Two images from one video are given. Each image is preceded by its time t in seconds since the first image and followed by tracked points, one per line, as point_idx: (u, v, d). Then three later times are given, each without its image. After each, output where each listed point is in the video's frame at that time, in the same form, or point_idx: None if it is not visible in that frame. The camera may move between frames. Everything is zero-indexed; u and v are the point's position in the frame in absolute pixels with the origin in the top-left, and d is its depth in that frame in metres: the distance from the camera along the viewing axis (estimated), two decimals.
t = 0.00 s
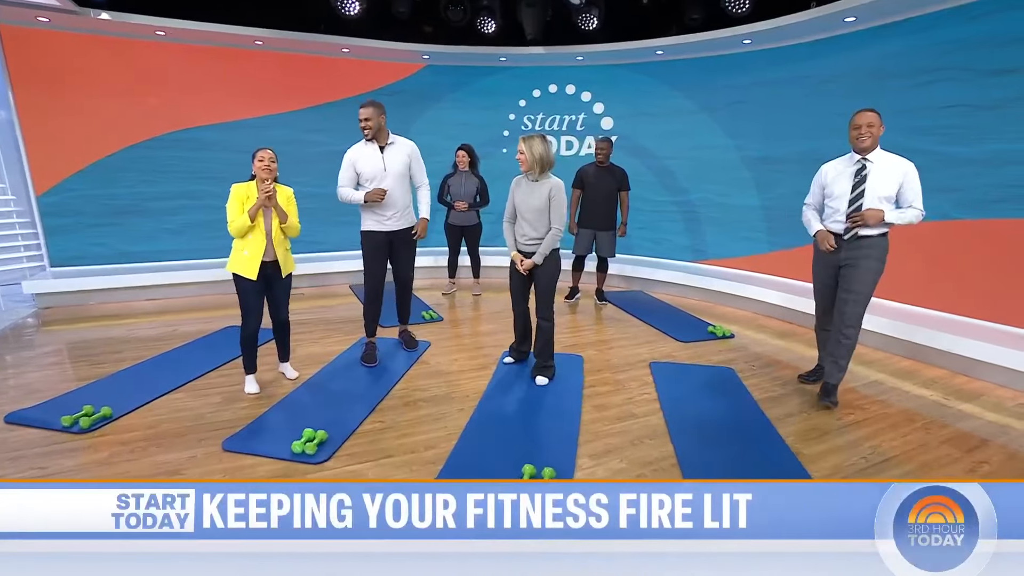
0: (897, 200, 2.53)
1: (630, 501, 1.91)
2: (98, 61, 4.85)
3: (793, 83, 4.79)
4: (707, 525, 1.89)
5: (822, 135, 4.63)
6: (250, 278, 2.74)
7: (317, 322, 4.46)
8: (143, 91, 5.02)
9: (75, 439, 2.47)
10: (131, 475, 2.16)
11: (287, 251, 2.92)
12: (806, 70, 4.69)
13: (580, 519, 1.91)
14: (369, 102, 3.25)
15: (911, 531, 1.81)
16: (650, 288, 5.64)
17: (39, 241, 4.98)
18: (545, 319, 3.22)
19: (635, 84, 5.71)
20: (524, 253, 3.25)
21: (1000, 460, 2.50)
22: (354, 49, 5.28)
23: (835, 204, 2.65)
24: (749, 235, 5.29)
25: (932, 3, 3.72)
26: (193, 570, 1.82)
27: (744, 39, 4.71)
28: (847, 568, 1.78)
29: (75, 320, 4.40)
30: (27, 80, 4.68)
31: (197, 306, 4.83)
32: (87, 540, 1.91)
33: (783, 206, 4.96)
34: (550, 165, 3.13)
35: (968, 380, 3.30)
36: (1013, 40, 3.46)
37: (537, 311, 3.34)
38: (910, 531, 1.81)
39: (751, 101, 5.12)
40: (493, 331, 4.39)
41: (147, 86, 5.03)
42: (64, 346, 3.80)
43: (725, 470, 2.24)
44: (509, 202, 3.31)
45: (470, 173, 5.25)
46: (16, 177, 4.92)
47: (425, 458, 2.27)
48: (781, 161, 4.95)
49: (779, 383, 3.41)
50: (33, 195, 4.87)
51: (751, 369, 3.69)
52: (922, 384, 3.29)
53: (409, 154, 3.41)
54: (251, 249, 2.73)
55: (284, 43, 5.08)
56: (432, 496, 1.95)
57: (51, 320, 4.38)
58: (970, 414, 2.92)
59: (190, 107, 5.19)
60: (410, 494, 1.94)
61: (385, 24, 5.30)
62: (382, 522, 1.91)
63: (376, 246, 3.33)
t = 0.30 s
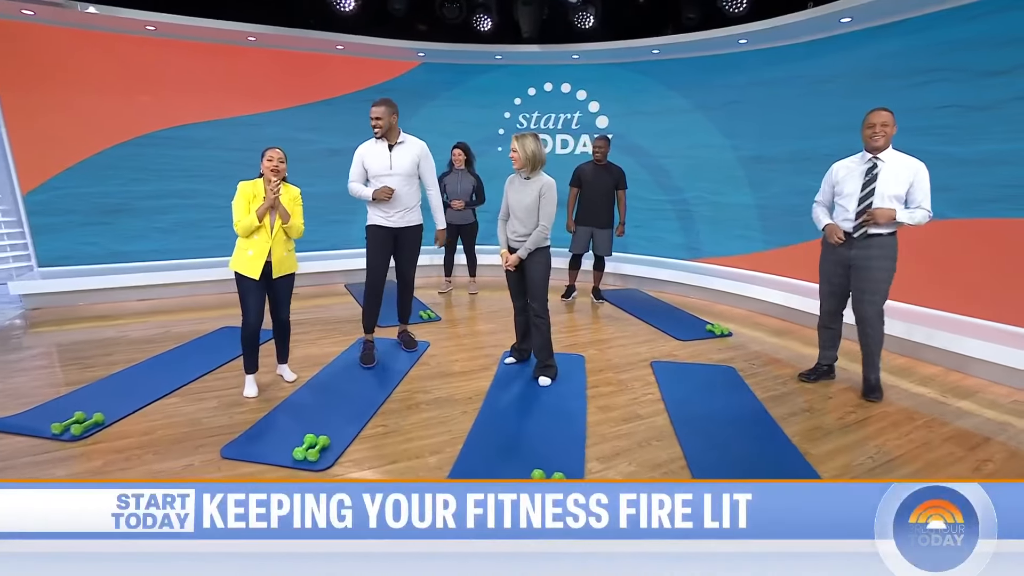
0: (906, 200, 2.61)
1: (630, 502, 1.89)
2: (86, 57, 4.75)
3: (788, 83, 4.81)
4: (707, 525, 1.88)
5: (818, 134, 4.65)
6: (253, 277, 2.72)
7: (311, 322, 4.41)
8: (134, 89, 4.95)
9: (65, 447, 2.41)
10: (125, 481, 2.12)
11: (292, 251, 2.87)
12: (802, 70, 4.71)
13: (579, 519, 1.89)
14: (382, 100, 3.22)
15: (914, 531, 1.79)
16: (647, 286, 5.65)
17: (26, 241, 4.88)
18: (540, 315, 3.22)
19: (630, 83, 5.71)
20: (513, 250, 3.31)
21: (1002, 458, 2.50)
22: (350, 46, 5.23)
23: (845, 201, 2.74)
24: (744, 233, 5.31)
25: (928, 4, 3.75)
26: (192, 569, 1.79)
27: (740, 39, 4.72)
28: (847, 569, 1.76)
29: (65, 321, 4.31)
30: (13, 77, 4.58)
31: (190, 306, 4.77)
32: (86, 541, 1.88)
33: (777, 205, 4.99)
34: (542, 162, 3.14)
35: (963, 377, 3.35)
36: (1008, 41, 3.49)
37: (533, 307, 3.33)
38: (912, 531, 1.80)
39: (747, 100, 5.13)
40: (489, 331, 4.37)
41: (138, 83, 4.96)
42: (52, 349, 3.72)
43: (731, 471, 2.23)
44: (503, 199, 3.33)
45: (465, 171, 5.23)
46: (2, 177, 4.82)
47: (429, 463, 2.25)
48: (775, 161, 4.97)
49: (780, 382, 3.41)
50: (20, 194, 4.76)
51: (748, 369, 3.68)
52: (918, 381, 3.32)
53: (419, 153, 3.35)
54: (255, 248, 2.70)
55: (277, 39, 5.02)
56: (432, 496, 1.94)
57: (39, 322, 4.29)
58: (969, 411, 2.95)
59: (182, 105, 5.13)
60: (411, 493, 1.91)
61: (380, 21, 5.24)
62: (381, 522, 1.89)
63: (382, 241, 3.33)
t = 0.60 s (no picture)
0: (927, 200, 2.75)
1: (630, 502, 1.89)
2: (76, 53, 4.63)
3: (785, 82, 4.82)
4: (706, 525, 1.87)
5: (816, 134, 4.65)
6: (253, 279, 2.68)
7: (307, 322, 4.38)
8: (126, 86, 4.84)
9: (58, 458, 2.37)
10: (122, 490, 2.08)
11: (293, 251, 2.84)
12: (800, 70, 4.71)
13: (579, 519, 1.88)
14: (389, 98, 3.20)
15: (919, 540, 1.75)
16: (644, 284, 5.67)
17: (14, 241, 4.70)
18: (541, 314, 3.20)
19: (627, 82, 5.70)
20: (513, 248, 3.29)
21: (1008, 456, 2.51)
22: (345, 43, 5.19)
23: (867, 198, 2.85)
24: (740, 232, 5.31)
25: (925, 6, 3.76)
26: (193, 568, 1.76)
27: (737, 39, 4.72)
28: (847, 569, 1.75)
29: (55, 325, 4.24)
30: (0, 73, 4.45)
31: (185, 308, 4.71)
32: (86, 541, 1.85)
33: (774, 204, 5.01)
34: (543, 162, 3.12)
35: (961, 375, 3.40)
36: (1005, 43, 3.51)
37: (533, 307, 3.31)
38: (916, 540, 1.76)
39: (743, 101, 5.14)
40: (489, 331, 4.34)
41: (131, 80, 4.86)
42: (41, 353, 3.65)
43: (735, 471, 2.23)
44: (502, 198, 3.31)
45: (462, 171, 5.21)
46: None
47: (438, 470, 2.22)
48: (772, 160, 4.99)
49: (783, 382, 3.39)
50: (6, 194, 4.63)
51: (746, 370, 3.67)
52: (917, 380, 3.35)
53: (425, 154, 3.31)
54: (255, 249, 2.67)
55: (273, 36, 4.96)
56: (432, 496, 1.92)
57: (26, 325, 4.20)
58: (970, 409, 2.97)
59: (176, 103, 5.04)
60: (410, 494, 1.90)
61: (378, 17, 5.18)
62: (381, 522, 1.88)
63: (381, 240, 3.31)
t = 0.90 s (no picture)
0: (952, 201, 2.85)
1: (630, 502, 1.86)
2: (54, 45, 4.42)
3: (783, 80, 4.80)
4: (707, 525, 1.84)
5: (815, 131, 4.63)
6: (248, 281, 2.61)
7: (297, 324, 4.28)
8: (107, 79, 4.64)
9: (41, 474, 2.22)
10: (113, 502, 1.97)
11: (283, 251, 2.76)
12: (796, 68, 4.72)
13: (578, 520, 1.85)
14: (384, 90, 3.11)
15: (911, 543, 1.74)
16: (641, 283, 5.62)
17: None
18: (545, 314, 3.15)
19: (623, 79, 5.65)
20: (514, 247, 3.21)
21: (1019, 454, 2.48)
22: (337, 37, 5.09)
23: (890, 195, 2.91)
24: (737, 229, 5.29)
25: (923, 4, 3.78)
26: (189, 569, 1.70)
27: (735, 36, 4.70)
28: (846, 569, 1.72)
29: (37, 328, 4.02)
30: None
31: (173, 310, 4.56)
32: (84, 542, 1.79)
33: (771, 201, 4.99)
34: (548, 158, 3.06)
35: (963, 372, 3.39)
36: (1005, 41, 3.53)
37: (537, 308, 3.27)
38: (911, 537, 1.75)
39: (740, 98, 5.11)
40: (486, 333, 4.27)
41: (119, 73, 4.68)
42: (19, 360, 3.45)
43: (748, 471, 2.19)
44: (505, 194, 3.23)
45: (459, 168, 5.14)
46: None
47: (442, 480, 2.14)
48: (769, 157, 4.97)
49: (788, 381, 3.35)
50: None
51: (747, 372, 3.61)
52: (920, 377, 3.33)
53: (420, 151, 3.23)
54: (246, 250, 2.59)
55: (260, 29, 4.84)
56: (432, 496, 1.88)
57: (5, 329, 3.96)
58: (974, 407, 2.95)
59: (162, 97, 4.87)
60: (410, 493, 1.87)
61: (369, 10, 5.11)
62: (382, 522, 1.82)
63: (375, 240, 3.24)
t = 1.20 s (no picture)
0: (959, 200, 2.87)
1: (630, 501, 1.78)
2: (26, 37, 4.21)
3: (775, 79, 4.80)
4: (707, 525, 1.78)
5: (807, 130, 4.64)
6: (249, 288, 2.54)
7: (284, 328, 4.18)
8: (83, 73, 4.44)
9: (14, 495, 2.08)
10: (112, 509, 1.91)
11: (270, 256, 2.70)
12: (787, 67, 4.72)
13: (578, 520, 1.78)
14: (371, 86, 3.04)
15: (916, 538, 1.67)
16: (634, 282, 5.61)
17: None
18: (547, 313, 3.11)
19: (614, 77, 5.62)
20: (517, 246, 3.13)
21: (1019, 448, 2.48)
22: (324, 33, 4.99)
23: (899, 194, 2.88)
24: (730, 227, 5.28)
25: (915, 4, 3.80)
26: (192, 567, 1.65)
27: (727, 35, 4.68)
28: (846, 569, 1.66)
29: (14, 334, 3.82)
30: None
31: (159, 314, 4.42)
32: (83, 541, 1.74)
33: (763, 199, 5.00)
34: (550, 155, 3.02)
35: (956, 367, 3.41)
36: (994, 42, 3.56)
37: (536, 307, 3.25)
38: (916, 533, 1.68)
39: (732, 97, 5.10)
40: (478, 334, 4.22)
41: (100, 66, 4.50)
42: None
43: (762, 471, 2.17)
44: (503, 191, 3.18)
45: (451, 167, 5.08)
46: None
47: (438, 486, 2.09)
48: (761, 156, 4.97)
49: (788, 378, 3.33)
50: None
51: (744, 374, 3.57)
52: (914, 373, 3.33)
53: (409, 148, 3.17)
54: (249, 257, 2.51)
55: (244, 24, 4.71)
56: (432, 496, 1.81)
57: None
58: (969, 402, 2.95)
59: (141, 93, 4.68)
60: (410, 493, 1.79)
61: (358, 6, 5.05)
62: (382, 522, 1.76)
63: (364, 241, 3.19)
